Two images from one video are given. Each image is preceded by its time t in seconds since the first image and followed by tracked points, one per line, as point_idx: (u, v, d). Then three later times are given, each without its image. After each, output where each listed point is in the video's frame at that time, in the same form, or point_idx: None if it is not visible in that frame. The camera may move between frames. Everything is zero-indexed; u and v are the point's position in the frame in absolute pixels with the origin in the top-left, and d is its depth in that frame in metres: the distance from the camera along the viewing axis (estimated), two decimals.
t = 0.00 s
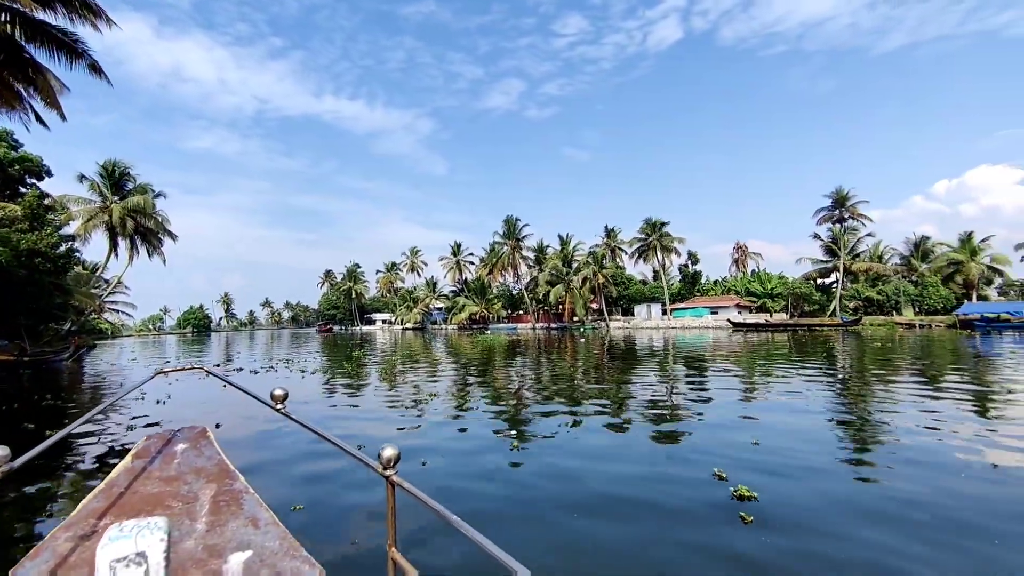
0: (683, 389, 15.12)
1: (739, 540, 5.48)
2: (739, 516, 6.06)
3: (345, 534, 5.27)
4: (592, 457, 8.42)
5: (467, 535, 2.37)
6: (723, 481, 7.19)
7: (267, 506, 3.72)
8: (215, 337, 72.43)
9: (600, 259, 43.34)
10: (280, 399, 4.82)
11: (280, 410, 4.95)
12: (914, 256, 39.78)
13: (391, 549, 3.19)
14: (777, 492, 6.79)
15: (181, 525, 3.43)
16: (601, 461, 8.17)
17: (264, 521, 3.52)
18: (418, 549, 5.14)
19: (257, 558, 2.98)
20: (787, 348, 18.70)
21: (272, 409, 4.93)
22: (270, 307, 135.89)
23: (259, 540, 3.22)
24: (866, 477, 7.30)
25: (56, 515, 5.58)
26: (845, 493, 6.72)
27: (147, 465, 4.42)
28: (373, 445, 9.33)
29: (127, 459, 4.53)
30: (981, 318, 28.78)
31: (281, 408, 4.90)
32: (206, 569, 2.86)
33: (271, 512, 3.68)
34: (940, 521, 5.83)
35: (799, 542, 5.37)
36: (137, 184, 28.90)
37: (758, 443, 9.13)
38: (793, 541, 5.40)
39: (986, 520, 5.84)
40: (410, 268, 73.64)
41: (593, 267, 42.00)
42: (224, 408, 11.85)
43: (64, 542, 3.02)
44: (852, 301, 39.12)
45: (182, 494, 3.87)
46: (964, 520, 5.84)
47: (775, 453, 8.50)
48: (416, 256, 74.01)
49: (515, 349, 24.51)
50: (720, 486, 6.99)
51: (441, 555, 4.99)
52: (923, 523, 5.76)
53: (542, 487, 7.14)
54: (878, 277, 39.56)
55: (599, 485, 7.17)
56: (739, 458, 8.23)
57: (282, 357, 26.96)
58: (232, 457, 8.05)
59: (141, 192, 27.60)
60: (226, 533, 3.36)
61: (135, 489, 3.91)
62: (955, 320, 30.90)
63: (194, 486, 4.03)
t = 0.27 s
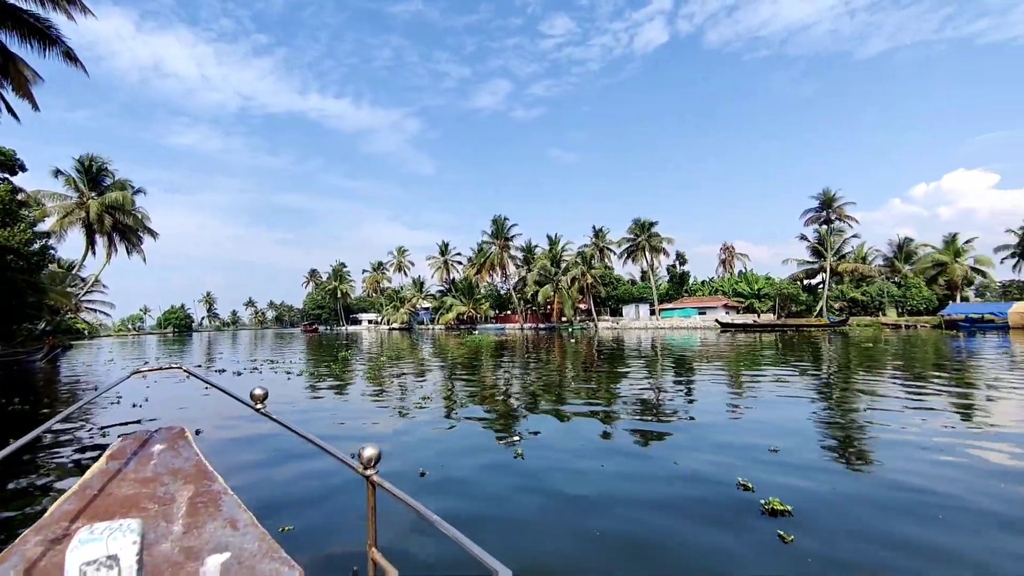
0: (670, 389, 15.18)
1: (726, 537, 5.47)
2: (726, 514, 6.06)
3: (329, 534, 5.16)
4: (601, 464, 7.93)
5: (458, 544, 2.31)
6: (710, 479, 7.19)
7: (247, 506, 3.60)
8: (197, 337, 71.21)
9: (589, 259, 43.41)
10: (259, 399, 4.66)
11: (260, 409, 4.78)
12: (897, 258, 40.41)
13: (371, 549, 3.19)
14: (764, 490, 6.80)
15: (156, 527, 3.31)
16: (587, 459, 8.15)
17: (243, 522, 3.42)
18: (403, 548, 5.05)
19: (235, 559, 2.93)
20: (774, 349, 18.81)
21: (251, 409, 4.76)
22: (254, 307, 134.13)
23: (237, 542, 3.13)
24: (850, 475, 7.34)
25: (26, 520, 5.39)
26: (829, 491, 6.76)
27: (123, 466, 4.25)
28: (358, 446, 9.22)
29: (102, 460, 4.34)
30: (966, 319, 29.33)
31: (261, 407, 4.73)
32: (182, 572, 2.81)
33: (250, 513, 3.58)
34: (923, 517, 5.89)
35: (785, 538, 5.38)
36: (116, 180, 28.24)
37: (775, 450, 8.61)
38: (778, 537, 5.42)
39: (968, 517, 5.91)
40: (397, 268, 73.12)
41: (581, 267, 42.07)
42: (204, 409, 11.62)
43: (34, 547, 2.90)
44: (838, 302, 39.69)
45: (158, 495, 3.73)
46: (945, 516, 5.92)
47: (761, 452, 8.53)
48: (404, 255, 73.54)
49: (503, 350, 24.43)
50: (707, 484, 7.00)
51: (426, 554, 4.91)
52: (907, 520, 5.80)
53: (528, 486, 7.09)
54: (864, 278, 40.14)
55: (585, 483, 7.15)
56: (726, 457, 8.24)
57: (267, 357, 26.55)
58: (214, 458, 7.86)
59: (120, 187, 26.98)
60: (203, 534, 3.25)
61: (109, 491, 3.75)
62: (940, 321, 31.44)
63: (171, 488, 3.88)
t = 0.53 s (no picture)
0: (654, 389, 15.22)
1: (706, 535, 5.48)
2: (706, 511, 6.10)
3: (307, 533, 5.08)
4: (603, 476, 7.32)
5: (424, 541, 2.19)
6: (692, 478, 7.23)
7: (219, 511, 3.50)
8: (174, 338, 69.71)
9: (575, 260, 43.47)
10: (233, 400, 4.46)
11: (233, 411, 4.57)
12: (877, 260, 41.15)
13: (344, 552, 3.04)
14: (744, 487, 6.86)
15: (122, 534, 3.19)
16: (571, 459, 8.13)
17: (214, 526, 3.36)
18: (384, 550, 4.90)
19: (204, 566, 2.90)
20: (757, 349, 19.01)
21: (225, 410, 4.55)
22: (233, 307, 131.92)
23: (208, 547, 3.10)
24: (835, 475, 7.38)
25: None
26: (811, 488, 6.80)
27: (89, 470, 4.03)
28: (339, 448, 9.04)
29: (67, 465, 4.11)
30: (946, 320, 29.92)
31: (235, 409, 4.53)
32: None
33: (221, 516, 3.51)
34: (900, 514, 5.97)
35: (763, 536, 5.42)
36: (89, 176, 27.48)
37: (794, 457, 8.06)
38: (753, 534, 5.48)
39: (943, 513, 5.99)
40: (380, 268, 72.47)
41: (567, 268, 42.13)
42: (179, 411, 11.32)
43: None
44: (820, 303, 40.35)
45: (126, 500, 3.55)
46: (920, 511, 6.01)
47: (743, 450, 8.59)
48: (387, 255, 72.90)
49: (487, 350, 24.30)
50: (687, 482, 7.04)
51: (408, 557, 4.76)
52: (880, 516, 5.89)
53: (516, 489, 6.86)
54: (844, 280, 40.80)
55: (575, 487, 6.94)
56: (709, 455, 8.30)
57: (247, 358, 26.06)
58: (192, 460, 7.69)
59: (93, 183, 26.25)
60: (173, 539, 3.20)
61: (73, 497, 3.54)
62: (921, 322, 31.99)
63: (140, 492, 3.68)
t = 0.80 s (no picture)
0: (635, 391, 15.27)
1: (683, 532, 5.49)
2: (685, 509, 6.10)
3: (279, 533, 4.96)
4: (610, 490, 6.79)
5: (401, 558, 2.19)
6: (672, 476, 7.25)
7: (181, 518, 3.37)
8: (146, 339, 67.85)
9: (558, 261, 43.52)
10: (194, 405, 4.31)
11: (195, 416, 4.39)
12: (853, 263, 41.98)
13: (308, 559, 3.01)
14: (722, 485, 6.89)
15: (77, 544, 3.05)
16: (552, 459, 8.09)
17: (176, 535, 3.20)
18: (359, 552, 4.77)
19: None
20: (737, 351, 19.26)
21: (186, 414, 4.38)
22: (208, 308, 129.09)
23: (167, 558, 2.93)
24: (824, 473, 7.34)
25: None
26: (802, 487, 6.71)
27: (43, 477, 3.84)
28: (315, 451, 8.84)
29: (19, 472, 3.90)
30: (921, 322, 30.57)
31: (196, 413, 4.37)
32: None
33: (183, 524, 3.35)
34: (873, 507, 6.05)
35: (738, 533, 5.43)
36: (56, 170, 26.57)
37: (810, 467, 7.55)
38: (732, 531, 5.47)
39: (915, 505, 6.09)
40: (360, 268, 71.61)
41: (550, 269, 42.17)
42: (148, 415, 10.96)
43: None
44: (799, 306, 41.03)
45: (82, 509, 3.41)
46: (892, 504, 6.11)
47: (722, 449, 8.65)
48: (368, 255, 72.07)
49: (469, 352, 24.15)
50: (666, 480, 7.05)
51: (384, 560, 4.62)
52: (856, 510, 5.95)
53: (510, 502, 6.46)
54: (821, 282, 41.55)
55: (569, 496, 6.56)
56: (689, 454, 8.34)
57: (223, 360, 25.46)
58: (162, 462, 7.45)
59: (60, 178, 25.38)
60: (131, 550, 3.03)
61: (25, 507, 3.38)
62: (897, 324, 32.65)
63: (98, 500, 3.54)
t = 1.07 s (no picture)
0: (613, 392, 15.32)
1: (656, 530, 5.47)
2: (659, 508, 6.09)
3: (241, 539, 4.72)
4: (620, 502, 6.26)
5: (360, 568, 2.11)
6: (648, 475, 7.24)
7: (134, 526, 3.21)
8: (111, 340, 65.71)
9: (537, 262, 43.58)
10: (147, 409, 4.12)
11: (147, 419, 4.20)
12: (824, 266, 42.99)
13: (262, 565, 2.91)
14: (697, 483, 6.91)
15: (18, 555, 2.87)
16: (528, 460, 8.01)
17: (126, 545, 3.04)
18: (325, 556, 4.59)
19: None
20: (713, 352, 19.50)
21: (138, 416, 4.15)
22: (177, 309, 125.68)
23: (115, 566, 2.77)
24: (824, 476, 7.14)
25: None
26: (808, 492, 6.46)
27: None
28: (285, 454, 8.61)
29: None
30: (892, 323, 31.45)
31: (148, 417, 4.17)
32: None
33: (137, 533, 3.20)
34: (843, 502, 6.13)
35: (711, 530, 5.43)
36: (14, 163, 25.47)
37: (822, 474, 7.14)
38: (706, 528, 5.47)
39: (882, 500, 6.20)
40: (336, 268, 70.58)
41: (529, 270, 42.22)
42: (108, 418, 10.54)
43: None
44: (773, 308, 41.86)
45: (24, 518, 3.22)
46: (861, 500, 6.20)
47: (698, 449, 8.71)
48: (344, 255, 71.09)
49: (447, 353, 23.96)
50: (642, 479, 7.04)
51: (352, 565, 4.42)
52: (826, 505, 6.02)
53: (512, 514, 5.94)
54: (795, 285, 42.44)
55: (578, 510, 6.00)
56: (665, 454, 8.37)
57: (193, 362, 24.70)
58: (120, 467, 7.14)
59: (18, 171, 24.33)
60: (77, 559, 2.85)
61: None
62: (869, 325, 33.53)
63: (41, 509, 3.34)
